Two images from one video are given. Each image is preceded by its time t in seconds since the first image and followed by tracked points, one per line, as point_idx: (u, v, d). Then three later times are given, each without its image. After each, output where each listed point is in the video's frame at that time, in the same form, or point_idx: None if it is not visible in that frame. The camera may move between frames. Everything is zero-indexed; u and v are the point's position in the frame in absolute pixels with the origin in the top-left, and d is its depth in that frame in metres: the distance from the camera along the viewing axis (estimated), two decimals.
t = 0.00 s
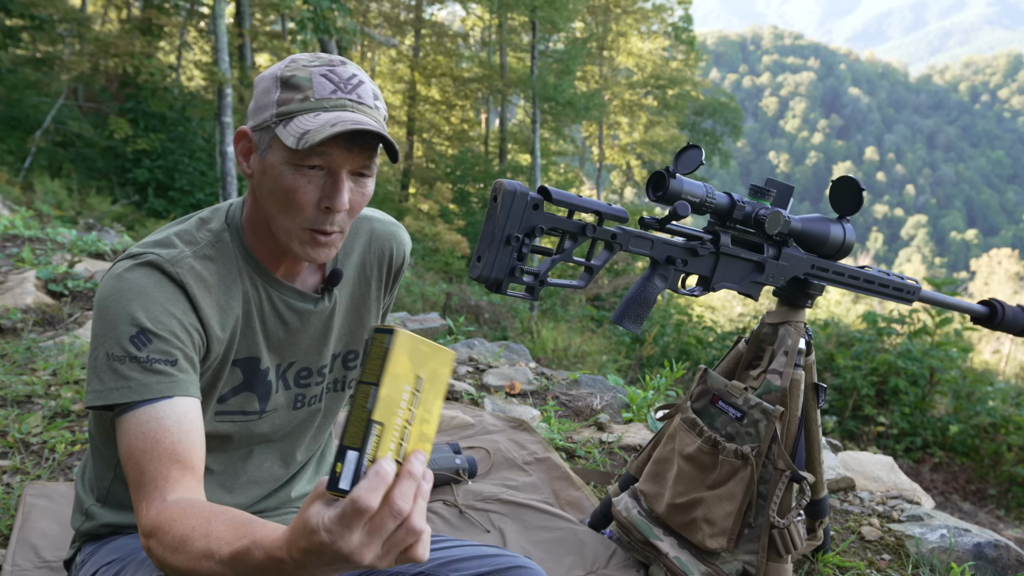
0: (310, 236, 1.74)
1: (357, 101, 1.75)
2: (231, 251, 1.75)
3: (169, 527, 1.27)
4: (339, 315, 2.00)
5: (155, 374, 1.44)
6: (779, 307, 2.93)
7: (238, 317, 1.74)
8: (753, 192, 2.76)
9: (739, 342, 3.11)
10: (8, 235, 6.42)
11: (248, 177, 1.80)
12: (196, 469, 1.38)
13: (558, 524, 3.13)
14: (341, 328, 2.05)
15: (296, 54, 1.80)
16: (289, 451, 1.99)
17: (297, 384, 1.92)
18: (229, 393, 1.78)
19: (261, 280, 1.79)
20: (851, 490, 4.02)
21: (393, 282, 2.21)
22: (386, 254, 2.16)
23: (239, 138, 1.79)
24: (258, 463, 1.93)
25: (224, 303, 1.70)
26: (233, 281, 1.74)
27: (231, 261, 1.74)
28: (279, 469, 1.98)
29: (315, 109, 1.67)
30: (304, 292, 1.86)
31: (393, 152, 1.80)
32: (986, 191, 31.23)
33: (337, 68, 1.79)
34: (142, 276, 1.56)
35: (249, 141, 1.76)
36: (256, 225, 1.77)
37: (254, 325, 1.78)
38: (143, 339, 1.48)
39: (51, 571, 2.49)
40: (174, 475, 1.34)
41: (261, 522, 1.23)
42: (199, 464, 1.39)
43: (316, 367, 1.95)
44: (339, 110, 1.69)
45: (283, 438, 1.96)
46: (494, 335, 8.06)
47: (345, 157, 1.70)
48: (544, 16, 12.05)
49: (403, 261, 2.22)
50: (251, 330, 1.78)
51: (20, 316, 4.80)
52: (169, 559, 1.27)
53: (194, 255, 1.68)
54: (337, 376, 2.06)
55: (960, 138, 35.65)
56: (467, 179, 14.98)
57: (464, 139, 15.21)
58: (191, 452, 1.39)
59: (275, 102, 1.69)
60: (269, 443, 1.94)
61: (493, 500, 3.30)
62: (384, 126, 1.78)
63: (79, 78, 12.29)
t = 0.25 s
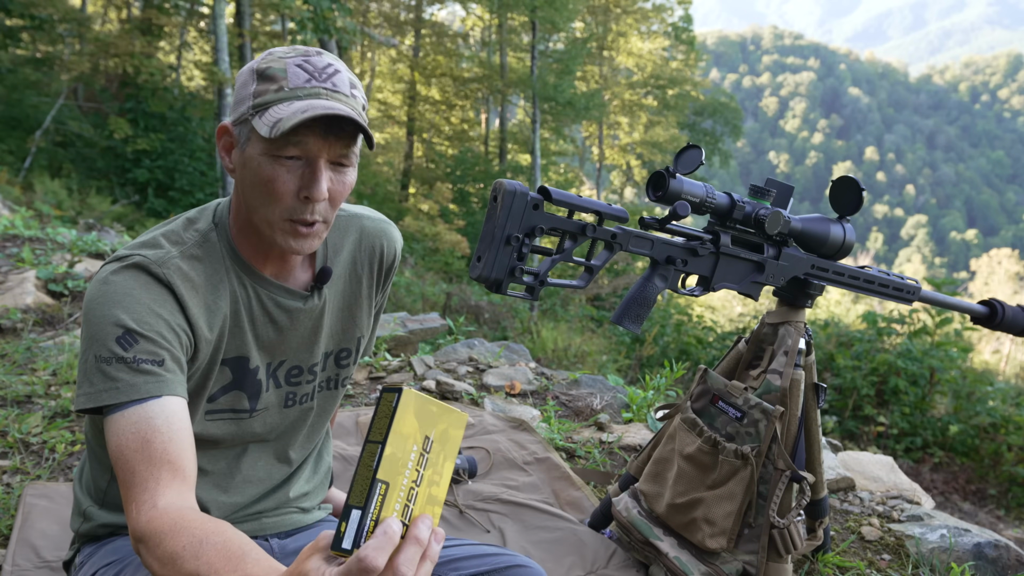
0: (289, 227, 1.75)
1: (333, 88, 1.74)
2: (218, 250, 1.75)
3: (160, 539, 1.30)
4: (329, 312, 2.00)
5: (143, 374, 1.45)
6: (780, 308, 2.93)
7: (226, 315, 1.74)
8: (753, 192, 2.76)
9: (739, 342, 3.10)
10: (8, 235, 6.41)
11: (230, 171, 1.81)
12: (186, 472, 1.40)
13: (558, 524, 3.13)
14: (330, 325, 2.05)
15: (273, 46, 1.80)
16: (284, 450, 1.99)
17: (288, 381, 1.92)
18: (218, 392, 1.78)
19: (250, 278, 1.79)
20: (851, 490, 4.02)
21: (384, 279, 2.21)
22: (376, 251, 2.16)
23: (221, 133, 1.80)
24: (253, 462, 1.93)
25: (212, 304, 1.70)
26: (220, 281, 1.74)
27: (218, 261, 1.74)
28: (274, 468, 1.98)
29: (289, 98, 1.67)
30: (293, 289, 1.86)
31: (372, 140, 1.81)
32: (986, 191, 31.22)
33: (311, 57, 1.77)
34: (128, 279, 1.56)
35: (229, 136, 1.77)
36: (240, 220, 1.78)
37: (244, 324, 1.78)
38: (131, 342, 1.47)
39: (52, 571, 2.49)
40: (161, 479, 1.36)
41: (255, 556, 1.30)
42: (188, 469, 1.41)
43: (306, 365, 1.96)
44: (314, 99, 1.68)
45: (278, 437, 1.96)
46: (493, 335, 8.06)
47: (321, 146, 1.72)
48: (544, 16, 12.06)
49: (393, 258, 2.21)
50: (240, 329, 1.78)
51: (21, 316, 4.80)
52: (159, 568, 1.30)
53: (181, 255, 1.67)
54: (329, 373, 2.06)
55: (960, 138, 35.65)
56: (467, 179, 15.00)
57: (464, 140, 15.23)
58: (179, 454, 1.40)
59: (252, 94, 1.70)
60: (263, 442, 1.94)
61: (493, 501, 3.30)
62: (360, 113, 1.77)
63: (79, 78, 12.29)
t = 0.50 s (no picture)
0: (290, 215, 1.76)
1: (336, 74, 1.75)
2: (215, 249, 1.74)
3: (159, 539, 1.30)
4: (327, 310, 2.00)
5: (140, 375, 1.45)
6: (779, 307, 2.93)
7: (223, 313, 1.74)
8: (753, 193, 2.76)
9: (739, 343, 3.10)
10: (8, 235, 6.41)
11: (230, 163, 1.82)
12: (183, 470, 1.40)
13: (558, 524, 3.13)
14: (329, 323, 2.04)
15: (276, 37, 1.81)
16: (283, 449, 1.99)
17: (286, 379, 1.92)
18: (217, 390, 1.78)
19: (248, 275, 1.79)
20: (851, 490, 4.02)
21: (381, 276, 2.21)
22: (373, 249, 2.16)
23: (221, 125, 1.81)
24: (253, 461, 1.93)
25: (209, 302, 1.70)
26: (218, 280, 1.73)
27: (216, 259, 1.74)
28: (274, 467, 1.98)
29: (291, 82, 1.68)
30: (291, 287, 1.86)
31: (373, 128, 1.82)
32: (987, 191, 31.20)
33: (313, 48, 1.78)
34: (126, 279, 1.56)
35: (231, 126, 1.78)
36: (240, 212, 1.78)
37: (242, 323, 1.78)
38: (128, 343, 1.47)
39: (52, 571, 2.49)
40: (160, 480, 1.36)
41: (255, 555, 1.30)
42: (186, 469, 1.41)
43: (306, 363, 1.95)
44: (317, 83, 1.70)
45: (278, 436, 1.96)
46: (493, 335, 8.07)
47: (323, 131, 1.73)
48: (544, 16, 12.06)
49: (391, 256, 2.21)
50: (238, 329, 1.78)
51: (21, 316, 4.81)
52: (159, 568, 1.30)
53: (179, 255, 1.67)
54: (328, 371, 2.06)
55: (960, 138, 35.63)
56: (467, 179, 14.99)
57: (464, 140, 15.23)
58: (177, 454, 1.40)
59: (254, 82, 1.71)
60: (262, 441, 1.94)
61: (493, 500, 3.30)
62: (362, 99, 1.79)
63: (79, 78, 12.29)
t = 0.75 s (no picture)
0: (294, 213, 1.76)
1: (340, 75, 1.75)
2: (217, 249, 1.74)
3: (162, 539, 1.30)
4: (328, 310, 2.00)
5: (143, 376, 1.45)
6: (780, 307, 2.93)
7: (225, 312, 1.73)
8: (753, 193, 2.76)
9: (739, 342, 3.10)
10: (8, 235, 6.41)
11: (232, 162, 1.82)
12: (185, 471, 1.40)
13: (558, 524, 3.13)
14: (330, 322, 2.04)
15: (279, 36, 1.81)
16: (284, 448, 1.99)
17: (288, 378, 1.92)
18: (219, 390, 1.78)
19: (250, 275, 1.78)
20: (851, 490, 4.02)
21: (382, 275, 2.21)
22: (374, 248, 2.16)
23: (223, 125, 1.81)
24: (255, 460, 1.93)
25: (212, 302, 1.70)
26: (221, 279, 1.73)
27: (218, 259, 1.74)
28: (275, 466, 1.98)
29: (296, 82, 1.68)
30: (293, 286, 1.86)
31: (376, 127, 1.82)
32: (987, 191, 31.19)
33: (317, 47, 1.78)
34: (130, 278, 1.56)
35: (234, 126, 1.78)
36: (243, 211, 1.79)
37: (244, 323, 1.77)
38: (132, 343, 1.47)
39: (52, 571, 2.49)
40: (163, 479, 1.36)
41: (258, 553, 1.30)
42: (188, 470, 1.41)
43: (307, 362, 1.95)
44: (322, 83, 1.70)
45: (279, 436, 1.96)
46: (493, 335, 8.07)
47: (327, 130, 1.74)
48: (544, 16, 12.05)
49: (392, 255, 2.21)
50: (241, 328, 1.78)
51: (20, 316, 4.80)
52: (162, 567, 1.30)
53: (181, 254, 1.67)
54: (329, 371, 2.06)
55: (960, 138, 35.62)
56: (467, 179, 14.98)
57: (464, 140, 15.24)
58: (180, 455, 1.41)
59: (257, 82, 1.71)
60: (263, 441, 1.94)
61: (493, 501, 3.30)
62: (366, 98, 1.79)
63: (79, 79, 12.30)
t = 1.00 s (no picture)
0: (292, 215, 1.76)
1: (340, 75, 1.76)
2: (215, 250, 1.74)
3: (161, 541, 1.30)
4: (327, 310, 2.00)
5: (141, 378, 1.45)
6: (780, 307, 2.93)
7: (224, 313, 1.73)
8: (753, 192, 2.76)
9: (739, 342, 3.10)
10: (8, 235, 6.42)
11: (231, 163, 1.82)
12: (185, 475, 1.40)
13: (558, 524, 3.13)
14: (328, 323, 2.04)
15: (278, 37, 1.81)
16: (284, 449, 1.99)
17: (287, 379, 1.91)
18: (218, 391, 1.78)
19: (248, 276, 1.79)
20: (851, 490, 4.02)
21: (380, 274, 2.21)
22: (372, 248, 2.16)
23: (222, 125, 1.81)
24: (254, 461, 1.93)
25: (210, 304, 1.70)
26: (219, 281, 1.73)
27: (216, 260, 1.74)
28: (274, 467, 1.98)
29: (295, 82, 1.68)
30: (291, 287, 1.86)
31: (376, 129, 1.83)
32: (987, 191, 31.18)
33: (317, 48, 1.78)
34: (129, 280, 1.56)
35: (233, 127, 1.78)
36: (242, 212, 1.79)
37: (242, 324, 1.77)
38: (130, 345, 1.47)
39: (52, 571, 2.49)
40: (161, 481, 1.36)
41: (257, 554, 1.30)
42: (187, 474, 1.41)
43: (306, 363, 1.95)
44: (322, 83, 1.70)
45: (279, 436, 1.96)
46: (493, 335, 8.07)
47: (326, 131, 1.74)
48: (544, 16, 12.05)
49: (390, 255, 2.22)
50: (239, 329, 1.78)
51: (20, 317, 4.81)
52: (161, 569, 1.30)
53: (179, 256, 1.67)
54: (327, 371, 2.05)
55: (960, 138, 35.62)
56: (467, 179, 14.98)
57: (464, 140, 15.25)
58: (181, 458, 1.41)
59: (257, 82, 1.71)
60: (262, 441, 1.94)
61: (493, 500, 3.30)
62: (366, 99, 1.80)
63: (79, 78, 12.29)
